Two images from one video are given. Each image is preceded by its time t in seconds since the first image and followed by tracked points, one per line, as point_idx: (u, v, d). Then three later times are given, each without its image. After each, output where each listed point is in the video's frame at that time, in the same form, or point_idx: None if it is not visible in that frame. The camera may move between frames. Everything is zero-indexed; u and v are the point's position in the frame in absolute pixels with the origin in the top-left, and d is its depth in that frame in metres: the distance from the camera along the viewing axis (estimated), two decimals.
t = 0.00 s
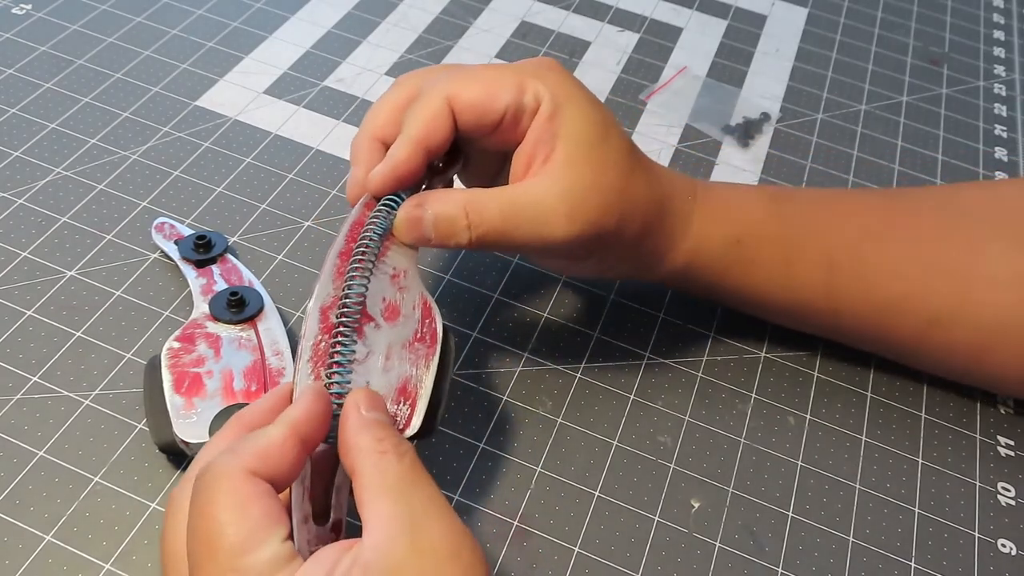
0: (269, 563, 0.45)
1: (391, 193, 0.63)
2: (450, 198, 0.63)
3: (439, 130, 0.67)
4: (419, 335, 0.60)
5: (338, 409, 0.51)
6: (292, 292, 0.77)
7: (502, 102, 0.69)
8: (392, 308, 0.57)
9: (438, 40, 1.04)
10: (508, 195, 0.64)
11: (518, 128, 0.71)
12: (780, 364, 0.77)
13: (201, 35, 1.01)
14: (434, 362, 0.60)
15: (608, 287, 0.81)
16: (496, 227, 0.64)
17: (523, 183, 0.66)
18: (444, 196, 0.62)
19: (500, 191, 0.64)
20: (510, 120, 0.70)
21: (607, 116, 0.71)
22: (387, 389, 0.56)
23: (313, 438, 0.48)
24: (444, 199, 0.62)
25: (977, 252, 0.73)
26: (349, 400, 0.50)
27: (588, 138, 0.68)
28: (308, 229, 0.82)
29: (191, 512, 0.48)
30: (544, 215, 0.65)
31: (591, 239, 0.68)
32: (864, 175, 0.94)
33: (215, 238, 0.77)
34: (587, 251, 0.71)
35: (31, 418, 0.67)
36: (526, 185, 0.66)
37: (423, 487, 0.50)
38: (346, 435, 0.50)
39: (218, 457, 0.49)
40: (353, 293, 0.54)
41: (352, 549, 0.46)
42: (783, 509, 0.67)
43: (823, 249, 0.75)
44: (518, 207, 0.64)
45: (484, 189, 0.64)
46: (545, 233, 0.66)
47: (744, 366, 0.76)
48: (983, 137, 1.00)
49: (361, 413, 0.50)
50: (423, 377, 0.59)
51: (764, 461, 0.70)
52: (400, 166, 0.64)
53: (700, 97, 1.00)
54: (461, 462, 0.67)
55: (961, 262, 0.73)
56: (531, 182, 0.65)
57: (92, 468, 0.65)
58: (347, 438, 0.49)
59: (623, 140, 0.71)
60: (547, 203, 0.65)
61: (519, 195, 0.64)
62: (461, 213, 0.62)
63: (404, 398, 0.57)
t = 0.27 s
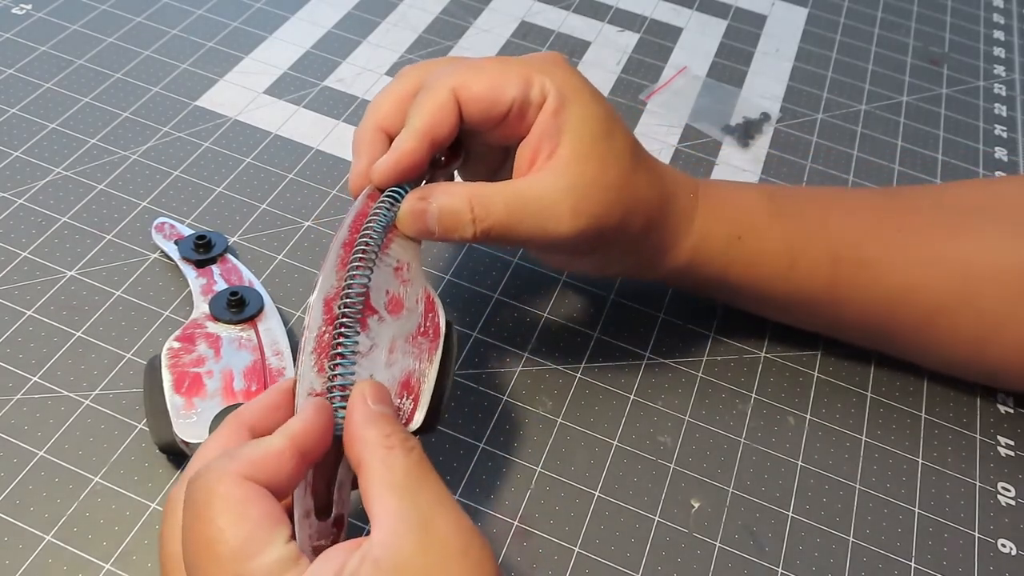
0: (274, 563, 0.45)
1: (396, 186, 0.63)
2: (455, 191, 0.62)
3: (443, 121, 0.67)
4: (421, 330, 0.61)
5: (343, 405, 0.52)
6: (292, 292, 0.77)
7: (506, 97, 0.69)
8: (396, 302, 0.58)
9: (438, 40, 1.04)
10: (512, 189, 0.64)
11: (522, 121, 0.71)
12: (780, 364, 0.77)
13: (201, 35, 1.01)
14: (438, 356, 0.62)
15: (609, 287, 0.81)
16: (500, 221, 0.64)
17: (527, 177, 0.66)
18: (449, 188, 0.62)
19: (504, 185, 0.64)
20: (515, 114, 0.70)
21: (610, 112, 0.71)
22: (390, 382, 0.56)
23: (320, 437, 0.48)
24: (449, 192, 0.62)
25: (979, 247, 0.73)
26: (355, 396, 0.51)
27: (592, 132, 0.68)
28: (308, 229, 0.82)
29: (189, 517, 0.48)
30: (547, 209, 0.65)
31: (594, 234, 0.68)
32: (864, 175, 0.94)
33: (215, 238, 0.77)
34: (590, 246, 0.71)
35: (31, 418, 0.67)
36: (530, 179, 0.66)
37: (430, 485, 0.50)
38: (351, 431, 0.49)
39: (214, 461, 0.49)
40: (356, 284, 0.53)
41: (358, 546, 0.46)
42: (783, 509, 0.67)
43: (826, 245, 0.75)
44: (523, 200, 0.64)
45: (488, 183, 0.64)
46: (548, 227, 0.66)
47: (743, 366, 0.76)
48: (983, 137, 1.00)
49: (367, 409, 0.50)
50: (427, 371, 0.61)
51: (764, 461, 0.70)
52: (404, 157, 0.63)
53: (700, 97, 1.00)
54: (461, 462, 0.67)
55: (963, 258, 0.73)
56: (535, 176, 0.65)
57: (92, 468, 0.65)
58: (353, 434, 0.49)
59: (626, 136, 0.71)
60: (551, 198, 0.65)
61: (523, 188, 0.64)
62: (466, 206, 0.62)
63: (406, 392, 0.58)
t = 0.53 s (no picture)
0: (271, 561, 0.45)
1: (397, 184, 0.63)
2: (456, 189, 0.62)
3: (445, 119, 0.67)
4: (422, 329, 0.61)
5: (345, 405, 0.52)
6: (292, 292, 0.77)
7: (508, 94, 0.69)
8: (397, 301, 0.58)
9: (438, 40, 1.04)
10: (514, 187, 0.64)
11: (525, 120, 0.71)
12: (780, 365, 0.77)
13: (201, 35, 1.01)
14: (440, 355, 0.61)
15: (609, 287, 0.81)
16: (502, 219, 0.64)
17: (529, 176, 0.65)
18: (450, 186, 0.62)
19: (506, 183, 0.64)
20: (517, 112, 0.70)
21: (612, 110, 0.71)
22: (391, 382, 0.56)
23: (323, 434, 0.49)
24: (451, 190, 0.62)
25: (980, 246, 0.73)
26: (356, 396, 0.51)
27: (593, 131, 0.68)
28: (308, 229, 0.82)
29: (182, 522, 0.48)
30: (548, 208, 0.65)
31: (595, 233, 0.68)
32: (864, 175, 0.94)
33: (215, 238, 0.77)
34: (591, 246, 0.71)
35: (31, 418, 0.67)
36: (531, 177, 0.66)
37: (433, 485, 0.50)
38: (354, 429, 0.50)
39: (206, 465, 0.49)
40: (358, 283, 0.53)
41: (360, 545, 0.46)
42: (783, 509, 0.67)
43: (828, 244, 0.75)
44: (525, 199, 0.64)
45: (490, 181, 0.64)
46: (549, 226, 0.66)
47: (743, 366, 0.76)
48: (983, 137, 1.00)
49: (370, 408, 0.50)
50: (428, 370, 0.60)
51: (764, 461, 0.70)
52: (405, 155, 0.63)
53: (700, 97, 1.00)
54: (461, 462, 0.67)
55: (964, 257, 0.73)
56: (536, 175, 0.65)
57: (92, 468, 0.65)
58: (356, 432, 0.49)
59: (628, 134, 0.70)
60: (552, 197, 0.65)
61: (525, 187, 0.64)
62: (467, 203, 0.62)
63: (407, 391, 0.58)
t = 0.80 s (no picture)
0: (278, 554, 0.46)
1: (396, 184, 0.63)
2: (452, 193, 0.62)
3: (445, 120, 0.67)
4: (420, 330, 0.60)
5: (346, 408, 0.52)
6: (292, 292, 0.77)
7: (509, 96, 0.69)
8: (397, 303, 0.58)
9: (438, 40, 1.04)
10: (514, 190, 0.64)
11: (525, 120, 0.71)
12: (780, 365, 0.77)
13: (201, 35, 1.01)
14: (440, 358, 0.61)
15: (609, 287, 0.81)
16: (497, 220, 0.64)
17: (530, 176, 0.66)
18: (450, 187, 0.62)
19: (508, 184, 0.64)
20: (517, 113, 0.70)
21: (612, 112, 0.71)
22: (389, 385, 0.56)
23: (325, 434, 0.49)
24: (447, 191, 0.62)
25: (979, 247, 0.73)
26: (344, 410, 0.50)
27: (595, 132, 0.68)
28: (308, 229, 0.82)
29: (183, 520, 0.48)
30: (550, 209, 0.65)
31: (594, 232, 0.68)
32: (864, 175, 0.94)
33: (215, 238, 0.77)
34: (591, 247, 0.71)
35: (31, 418, 0.67)
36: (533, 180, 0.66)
37: (434, 485, 0.50)
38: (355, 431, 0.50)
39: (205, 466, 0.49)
40: (360, 286, 0.53)
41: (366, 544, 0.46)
42: (783, 509, 0.67)
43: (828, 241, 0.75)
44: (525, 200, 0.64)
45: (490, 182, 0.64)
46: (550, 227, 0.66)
47: (743, 366, 0.76)
48: (983, 137, 1.00)
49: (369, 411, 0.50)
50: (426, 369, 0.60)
51: (764, 461, 0.70)
52: (405, 157, 0.63)
53: (700, 97, 1.00)
54: (461, 462, 0.67)
55: (962, 257, 0.73)
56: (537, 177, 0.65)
57: (92, 468, 0.65)
58: (357, 436, 0.50)
59: (628, 134, 0.71)
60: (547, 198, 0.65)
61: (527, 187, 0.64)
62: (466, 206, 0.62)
63: (407, 394, 0.58)
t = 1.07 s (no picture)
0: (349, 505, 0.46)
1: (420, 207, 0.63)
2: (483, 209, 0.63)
3: (446, 135, 0.65)
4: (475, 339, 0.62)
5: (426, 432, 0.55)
6: (292, 292, 0.77)
7: (516, 100, 0.68)
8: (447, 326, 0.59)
9: (438, 40, 1.04)
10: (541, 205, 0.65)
11: (533, 123, 0.70)
12: (780, 365, 0.77)
13: (201, 35, 1.01)
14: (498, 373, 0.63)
15: (609, 287, 0.81)
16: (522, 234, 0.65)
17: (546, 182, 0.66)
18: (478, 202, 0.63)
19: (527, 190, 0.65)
20: (525, 118, 0.69)
21: (618, 104, 0.71)
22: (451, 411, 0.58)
23: (407, 416, 0.52)
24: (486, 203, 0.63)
25: (987, 243, 0.73)
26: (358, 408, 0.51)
27: (602, 125, 0.69)
28: (308, 229, 0.82)
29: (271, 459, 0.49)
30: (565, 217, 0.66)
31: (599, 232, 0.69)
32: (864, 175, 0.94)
33: (215, 238, 0.77)
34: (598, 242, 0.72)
35: (31, 418, 0.67)
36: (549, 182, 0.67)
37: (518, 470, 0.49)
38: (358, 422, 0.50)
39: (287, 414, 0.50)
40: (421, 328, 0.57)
41: (439, 525, 0.45)
42: (783, 509, 0.67)
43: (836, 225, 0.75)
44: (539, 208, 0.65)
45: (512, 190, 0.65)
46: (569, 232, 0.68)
47: (743, 366, 0.76)
48: (983, 137, 1.00)
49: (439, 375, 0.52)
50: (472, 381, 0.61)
51: (764, 461, 0.70)
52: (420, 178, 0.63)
53: (700, 97, 1.00)
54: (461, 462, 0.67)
55: (964, 249, 0.73)
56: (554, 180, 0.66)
57: (93, 468, 0.65)
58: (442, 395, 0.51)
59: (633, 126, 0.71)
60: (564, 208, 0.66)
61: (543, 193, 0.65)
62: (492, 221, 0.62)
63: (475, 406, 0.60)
